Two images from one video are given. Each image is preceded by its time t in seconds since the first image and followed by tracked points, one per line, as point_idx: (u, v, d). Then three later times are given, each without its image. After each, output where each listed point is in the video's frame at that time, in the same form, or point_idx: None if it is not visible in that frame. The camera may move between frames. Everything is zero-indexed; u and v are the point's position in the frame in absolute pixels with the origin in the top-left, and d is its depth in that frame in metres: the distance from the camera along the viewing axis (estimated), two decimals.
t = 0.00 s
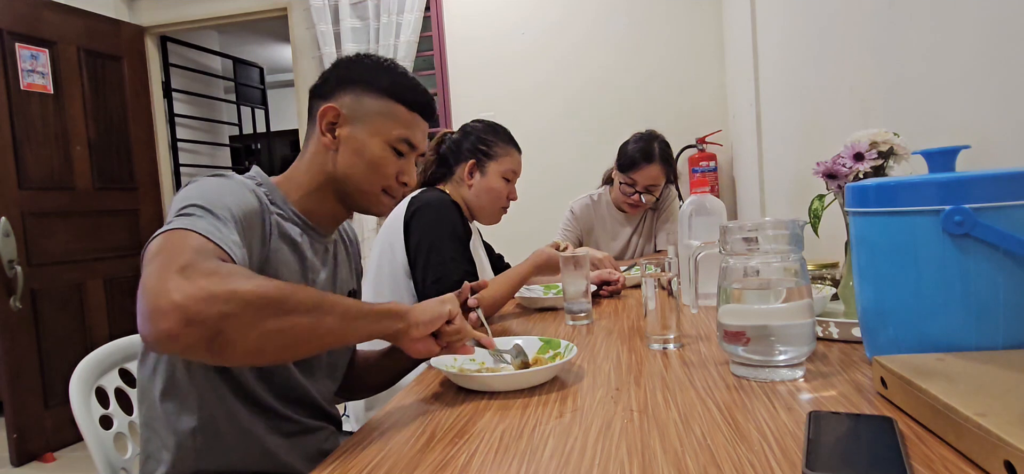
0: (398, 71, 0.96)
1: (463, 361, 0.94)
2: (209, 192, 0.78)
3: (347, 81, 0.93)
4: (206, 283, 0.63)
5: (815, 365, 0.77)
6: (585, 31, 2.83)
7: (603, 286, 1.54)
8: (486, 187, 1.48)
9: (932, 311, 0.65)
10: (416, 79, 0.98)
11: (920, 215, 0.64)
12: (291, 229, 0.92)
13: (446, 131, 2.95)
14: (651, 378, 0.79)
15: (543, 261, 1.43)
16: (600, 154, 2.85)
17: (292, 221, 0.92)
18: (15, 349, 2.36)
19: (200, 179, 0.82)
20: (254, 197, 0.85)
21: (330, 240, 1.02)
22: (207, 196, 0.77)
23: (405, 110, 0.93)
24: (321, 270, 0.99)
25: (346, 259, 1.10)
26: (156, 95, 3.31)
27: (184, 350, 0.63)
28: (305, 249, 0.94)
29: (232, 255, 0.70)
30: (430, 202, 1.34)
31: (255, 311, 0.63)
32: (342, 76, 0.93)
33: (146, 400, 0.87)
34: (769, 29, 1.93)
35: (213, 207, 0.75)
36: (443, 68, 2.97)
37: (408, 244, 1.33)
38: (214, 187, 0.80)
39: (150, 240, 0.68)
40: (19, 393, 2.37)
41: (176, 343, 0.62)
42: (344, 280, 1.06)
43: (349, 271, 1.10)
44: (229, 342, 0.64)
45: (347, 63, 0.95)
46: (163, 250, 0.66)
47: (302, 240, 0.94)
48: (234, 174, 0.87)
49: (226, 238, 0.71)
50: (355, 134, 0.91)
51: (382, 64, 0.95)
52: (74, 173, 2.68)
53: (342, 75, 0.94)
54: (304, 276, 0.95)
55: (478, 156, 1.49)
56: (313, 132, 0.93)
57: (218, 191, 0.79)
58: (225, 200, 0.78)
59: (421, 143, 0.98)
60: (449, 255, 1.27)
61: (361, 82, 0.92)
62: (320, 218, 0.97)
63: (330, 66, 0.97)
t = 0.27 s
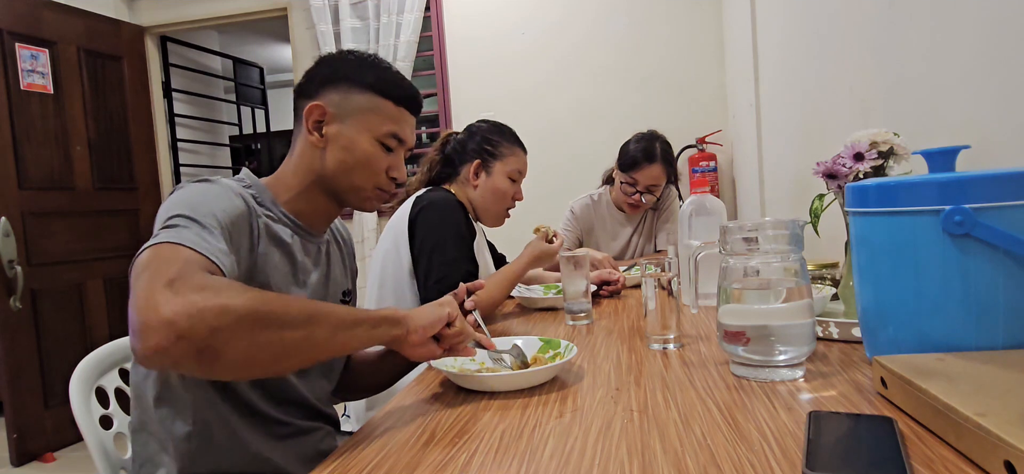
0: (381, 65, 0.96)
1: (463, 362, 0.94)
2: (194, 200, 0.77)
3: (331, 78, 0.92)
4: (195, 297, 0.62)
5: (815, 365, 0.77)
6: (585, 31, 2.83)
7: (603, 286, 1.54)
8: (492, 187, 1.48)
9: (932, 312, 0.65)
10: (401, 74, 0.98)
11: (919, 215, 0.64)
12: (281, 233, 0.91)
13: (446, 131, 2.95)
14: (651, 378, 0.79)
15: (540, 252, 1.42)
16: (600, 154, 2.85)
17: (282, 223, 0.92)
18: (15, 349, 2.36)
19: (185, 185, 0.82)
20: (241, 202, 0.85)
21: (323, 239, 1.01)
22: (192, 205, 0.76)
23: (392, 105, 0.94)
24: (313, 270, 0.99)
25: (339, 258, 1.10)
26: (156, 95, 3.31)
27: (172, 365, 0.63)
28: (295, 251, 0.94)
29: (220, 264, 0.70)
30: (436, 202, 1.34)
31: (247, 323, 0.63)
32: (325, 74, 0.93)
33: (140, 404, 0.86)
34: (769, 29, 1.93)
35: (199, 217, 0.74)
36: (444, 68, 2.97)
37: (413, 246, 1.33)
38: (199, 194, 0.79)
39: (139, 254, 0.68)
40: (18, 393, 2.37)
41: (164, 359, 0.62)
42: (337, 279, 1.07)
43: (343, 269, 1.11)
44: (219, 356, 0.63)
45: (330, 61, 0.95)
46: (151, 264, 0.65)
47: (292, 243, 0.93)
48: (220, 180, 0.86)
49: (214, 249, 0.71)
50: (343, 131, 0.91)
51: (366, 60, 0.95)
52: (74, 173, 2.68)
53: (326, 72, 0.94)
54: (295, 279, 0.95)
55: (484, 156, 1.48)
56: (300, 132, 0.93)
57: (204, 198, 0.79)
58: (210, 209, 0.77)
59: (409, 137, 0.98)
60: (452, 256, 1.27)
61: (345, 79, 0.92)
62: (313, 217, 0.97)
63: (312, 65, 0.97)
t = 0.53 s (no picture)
0: (373, 63, 0.96)
1: (463, 361, 0.93)
2: (197, 199, 0.77)
3: (322, 79, 0.92)
4: (233, 278, 0.62)
5: (815, 366, 0.77)
6: (585, 31, 2.83)
7: (603, 286, 1.54)
8: (499, 189, 1.48)
9: (933, 312, 0.65)
10: (393, 72, 0.98)
11: (919, 216, 0.63)
12: (276, 234, 0.91)
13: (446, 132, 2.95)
14: (652, 378, 0.79)
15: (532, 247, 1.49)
16: (599, 154, 2.85)
17: (277, 223, 0.92)
18: (15, 349, 2.36)
19: (181, 188, 0.81)
20: (240, 202, 0.85)
21: (318, 241, 1.01)
22: (196, 202, 0.76)
23: (383, 103, 0.93)
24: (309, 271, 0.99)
25: (336, 259, 1.10)
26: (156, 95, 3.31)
27: (223, 344, 0.62)
28: (292, 252, 0.94)
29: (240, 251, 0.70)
30: (441, 202, 1.34)
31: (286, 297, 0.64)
32: (315, 75, 0.93)
33: (139, 405, 0.85)
34: (769, 29, 1.93)
35: (207, 212, 0.74)
36: (444, 68, 2.97)
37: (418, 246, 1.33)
38: (199, 194, 0.79)
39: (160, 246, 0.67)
40: (18, 393, 2.37)
41: (213, 339, 0.61)
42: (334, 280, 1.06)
43: (339, 270, 1.10)
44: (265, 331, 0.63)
45: (321, 60, 0.95)
46: (178, 254, 0.65)
47: (288, 243, 0.94)
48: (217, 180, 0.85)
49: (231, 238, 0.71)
50: (335, 131, 0.90)
51: (357, 58, 0.95)
52: (74, 173, 2.68)
53: (316, 72, 0.93)
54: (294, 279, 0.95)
55: (490, 158, 1.49)
56: (292, 133, 0.93)
57: (206, 197, 0.78)
58: (214, 206, 0.77)
59: (402, 135, 0.98)
60: (454, 257, 1.28)
61: (336, 79, 0.92)
62: (307, 219, 0.98)
63: (302, 66, 0.97)
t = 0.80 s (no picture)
0: (377, 63, 0.96)
1: (464, 361, 0.93)
2: (192, 208, 0.77)
3: (327, 79, 0.92)
4: (203, 312, 0.62)
5: (815, 365, 0.77)
6: (585, 31, 2.83)
7: (603, 286, 1.54)
8: (503, 195, 1.49)
9: (933, 313, 0.65)
10: (397, 72, 0.98)
11: (919, 215, 0.64)
12: (279, 235, 0.91)
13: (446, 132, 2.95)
14: (651, 378, 0.79)
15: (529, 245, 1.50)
16: (599, 154, 2.85)
17: (282, 224, 0.92)
18: (15, 349, 2.36)
19: (183, 191, 0.82)
20: (240, 207, 0.85)
21: (322, 241, 1.01)
22: (191, 213, 0.76)
23: (388, 103, 0.93)
24: (313, 272, 0.99)
25: (339, 260, 1.10)
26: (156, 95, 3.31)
27: (188, 379, 0.62)
28: (295, 252, 0.94)
29: (224, 271, 0.70)
30: (445, 201, 1.34)
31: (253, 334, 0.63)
32: (320, 75, 0.93)
33: (140, 405, 0.85)
34: (769, 29, 1.93)
35: (198, 225, 0.74)
36: (444, 68, 2.97)
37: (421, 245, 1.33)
38: (198, 201, 0.79)
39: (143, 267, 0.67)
40: (18, 393, 2.37)
41: (178, 375, 0.61)
42: (336, 281, 1.07)
43: (341, 271, 1.11)
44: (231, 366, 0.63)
45: (325, 60, 0.95)
46: (157, 279, 0.65)
47: (292, 244, 0.94)
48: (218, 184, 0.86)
49: (216, 256, 0.70)
50: (340, 131, 0.91)
51: (361, 58, 0.95)
52: (74, 173, 2.68)
53: (320, 73, 0.94)
54: (295, 281, 0.95)
55: (498, 163, 1.48)
56: (297, 133, 0.93)
57: (203, 205, 0.78)
58: (210, 215, 0.77)
59: (406, 136, 0.98)
60: (457, 256, 1.28)
61: (340, 78, 0.92)
62: (311, 219, 0.97)
63: (307, 65, 0.97)
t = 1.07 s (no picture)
0: (382, 65, 0.96)
1: (464, 361, 0.93)
2: (191, 213, 0.77)
3: (332, 80, 0.92)
4: (192, 328, 0.61)
5: (815, 365, 0.77)
6: (585, 31, 2.83)
7: (603, 286, 1.54)
8: (505, 198, 1.48)
9: (933, 313, 0.65)
10: (402, 73, 0.98)
11: (919, 215, 0.64)
12: (280, 237, 0.91)
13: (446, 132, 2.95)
14: (651, 378, 0.79)
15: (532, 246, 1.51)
16: (599, 154, 2.85)
17: (283, 225, 0.92)
18: (15, 349, 2.36)
19: (183, 194, 0.81)
20: (239, 210, 0.85)
21: (325, 242, 1.01)
22: (189, 218, 0.75)
23: (393, 106, 0.93)
24: (315, 272, 0.99)
25: (342, 261, 1.10)
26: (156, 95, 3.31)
27: (180, 395, 0.62)
28: (296, 253, 0.94)
29: (219, 280, 0.69)
30: (446, 201, 1.34)
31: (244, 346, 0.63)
32: (325, 77, 0.93)
33: (140, 405, 0.85)
34: (769, 29, 1.93)
35: (196, 232, 0.74)
36: (444, 68, 2.97)
37: (421, 245, 1.33)
38: (196, 206, 0.79)
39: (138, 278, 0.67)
40: (18, 393, 2.37)
41: (170, 391, 0.61)
42: (339, 282, 1.07)
43: (344, 271, 1.10)
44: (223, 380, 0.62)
45: (331, 61, 0.95)
46: (150, 291, 0.64)
47: (293, 246, 0.94)
48: (218, 187, 0.85)
49: (211, 265, 0.70)
50: (345, 133, 0.90)
51: (367, 60, 0.95)
52: (74, 173, 2.68)
53: (325, 74, 0.94)
54: (295, 282, 0.95)
55: (501, 166, 1.48)
56: (302, 135, 0.93)
57: (202, 210, 0.78)
58: (208, 220, 0.77)
59: (411, 138, 0.98)
60: (458, 256, 1.28)
61: (345, 80, 0.92)
62: (314, 220, 0.97)
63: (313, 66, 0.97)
